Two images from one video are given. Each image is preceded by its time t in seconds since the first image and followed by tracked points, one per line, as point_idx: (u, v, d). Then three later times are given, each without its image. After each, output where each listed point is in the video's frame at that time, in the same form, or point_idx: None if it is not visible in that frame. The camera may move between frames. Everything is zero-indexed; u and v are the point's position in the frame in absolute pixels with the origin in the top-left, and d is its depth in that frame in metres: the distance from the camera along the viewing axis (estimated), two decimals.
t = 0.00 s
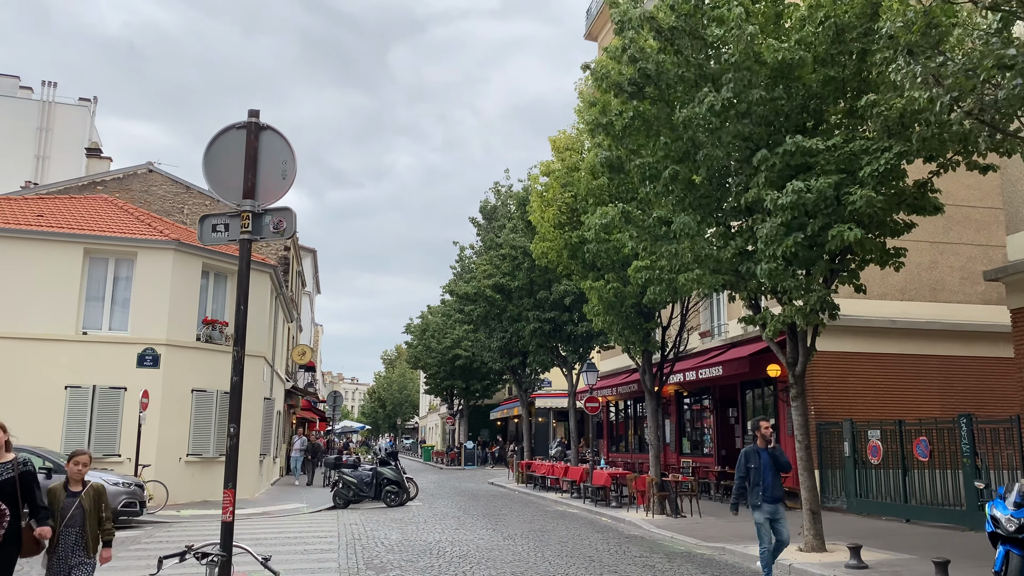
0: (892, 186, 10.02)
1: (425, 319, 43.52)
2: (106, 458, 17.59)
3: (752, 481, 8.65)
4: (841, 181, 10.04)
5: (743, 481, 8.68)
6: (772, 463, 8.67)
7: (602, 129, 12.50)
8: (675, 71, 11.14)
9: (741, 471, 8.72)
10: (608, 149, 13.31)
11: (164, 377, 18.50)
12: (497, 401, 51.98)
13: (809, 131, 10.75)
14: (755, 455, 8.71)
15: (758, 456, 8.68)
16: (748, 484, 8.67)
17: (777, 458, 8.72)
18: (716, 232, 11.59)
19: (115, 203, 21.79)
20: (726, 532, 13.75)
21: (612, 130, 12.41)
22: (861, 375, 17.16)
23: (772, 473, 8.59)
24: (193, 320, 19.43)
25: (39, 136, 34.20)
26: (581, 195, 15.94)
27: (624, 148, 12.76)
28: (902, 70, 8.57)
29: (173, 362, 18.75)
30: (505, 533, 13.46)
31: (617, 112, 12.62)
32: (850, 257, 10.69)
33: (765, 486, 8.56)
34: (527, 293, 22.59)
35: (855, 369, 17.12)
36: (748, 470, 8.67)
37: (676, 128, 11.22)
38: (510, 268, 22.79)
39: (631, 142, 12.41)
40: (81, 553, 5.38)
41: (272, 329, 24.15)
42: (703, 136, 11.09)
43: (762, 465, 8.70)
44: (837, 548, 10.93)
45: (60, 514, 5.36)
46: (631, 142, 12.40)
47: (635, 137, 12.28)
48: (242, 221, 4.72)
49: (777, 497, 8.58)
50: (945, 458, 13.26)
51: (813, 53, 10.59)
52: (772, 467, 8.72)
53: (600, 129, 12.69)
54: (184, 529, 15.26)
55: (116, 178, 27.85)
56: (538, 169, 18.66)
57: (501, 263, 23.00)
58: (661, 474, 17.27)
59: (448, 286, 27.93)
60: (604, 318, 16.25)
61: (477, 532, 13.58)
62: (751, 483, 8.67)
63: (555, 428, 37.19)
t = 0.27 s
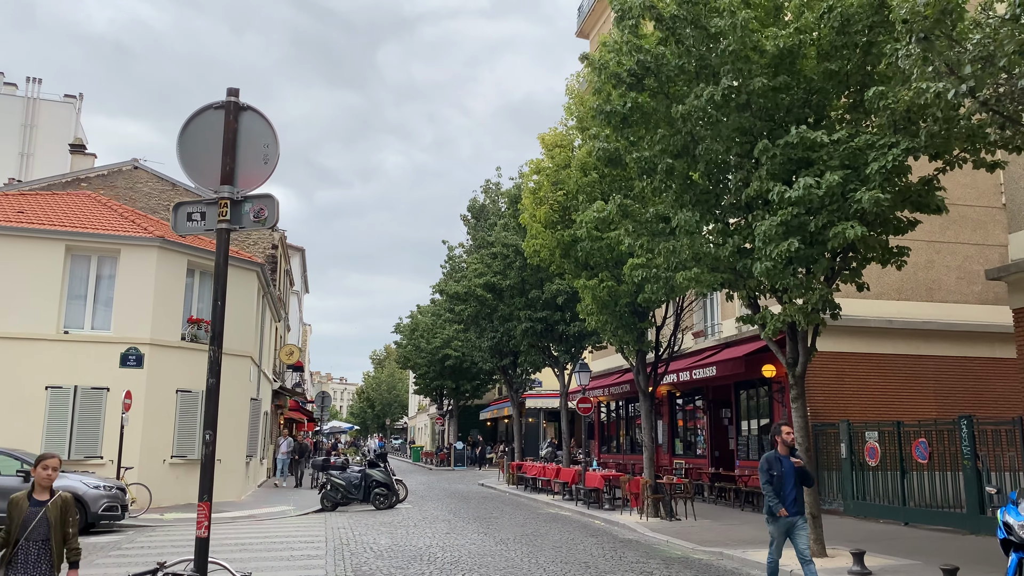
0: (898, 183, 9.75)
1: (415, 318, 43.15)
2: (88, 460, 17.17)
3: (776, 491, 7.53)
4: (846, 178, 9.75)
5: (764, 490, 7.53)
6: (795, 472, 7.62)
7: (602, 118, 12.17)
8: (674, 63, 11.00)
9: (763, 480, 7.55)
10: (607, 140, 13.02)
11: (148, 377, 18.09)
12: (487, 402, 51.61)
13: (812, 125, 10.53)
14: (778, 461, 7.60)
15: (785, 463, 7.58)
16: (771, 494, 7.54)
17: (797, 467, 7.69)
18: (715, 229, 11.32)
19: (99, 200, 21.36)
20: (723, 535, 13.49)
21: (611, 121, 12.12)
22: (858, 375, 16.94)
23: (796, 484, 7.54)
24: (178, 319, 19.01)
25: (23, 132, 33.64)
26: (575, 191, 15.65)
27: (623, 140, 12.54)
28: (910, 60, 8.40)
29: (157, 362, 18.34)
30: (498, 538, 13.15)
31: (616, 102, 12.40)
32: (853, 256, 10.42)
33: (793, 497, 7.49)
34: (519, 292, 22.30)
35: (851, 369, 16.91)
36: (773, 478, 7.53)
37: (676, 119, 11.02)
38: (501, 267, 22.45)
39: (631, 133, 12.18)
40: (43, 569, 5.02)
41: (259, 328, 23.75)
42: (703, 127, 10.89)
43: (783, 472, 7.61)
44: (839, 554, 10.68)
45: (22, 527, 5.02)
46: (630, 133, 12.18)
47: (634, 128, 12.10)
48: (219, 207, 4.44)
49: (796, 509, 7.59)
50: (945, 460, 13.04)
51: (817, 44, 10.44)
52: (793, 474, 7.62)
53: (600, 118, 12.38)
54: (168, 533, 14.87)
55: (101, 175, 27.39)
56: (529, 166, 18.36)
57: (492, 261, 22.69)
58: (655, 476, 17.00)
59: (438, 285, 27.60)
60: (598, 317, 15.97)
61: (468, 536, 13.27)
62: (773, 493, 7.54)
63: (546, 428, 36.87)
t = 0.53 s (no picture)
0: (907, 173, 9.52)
1: (407, 317, 42.80)
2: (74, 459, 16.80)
3: (807, 490, 6.74)
4: (854, 169, 9.51)
5: (792, 489, 6.76)
6: (829, 470, 6.80)
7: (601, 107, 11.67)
8: (676, 51, 10.71)
9: (791, 477, 6.78)
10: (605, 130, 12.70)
11: (135, 374, 17.71)
12: (479, 401, 51.30)
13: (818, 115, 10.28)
14: (810, 457, 6.82)
15: (817, 460, 6.77)
16: (801, 493, 6.75)
17: (833, 464, 6.88)
18: (716, 220, 11.06)
19: (85, 194, 20.94)
20: (722, 535, 13.25)
21: (610, 110, 11.74)
22: (858, 372, 16.72)
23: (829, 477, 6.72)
24: (166, 315, 18.62)
25: (10, 128, 33.07)
26: (571, 185, 15.37)
27: (622, 131, 12.20)
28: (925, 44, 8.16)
29: (145, 358, 17.96)
30: (493, 538, 12.86)
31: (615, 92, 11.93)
32: (860, 249, 10.18)
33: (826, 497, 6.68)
34: (513, 289, 22.00)
35: (851, 367, 16.68)
36: (803, 476, 6.75)
37: (678, 108, 10.74)
38: (496, 263, 22.15)
39: (630, 123, 11.84)
40: None
41: (249, 325, 23.38)
42: (704, 116, 10.53)
43: (817, 470, 6.81)
44: (844, 554, 10.45)
45: None
46: (629, 124, 11.84)
47: (633, 118, 11.76)
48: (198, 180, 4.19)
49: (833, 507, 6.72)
50: (947, 458, 12.82)
51: (823, 32, 10.20)
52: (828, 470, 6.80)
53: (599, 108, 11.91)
54: (155, 533, 14.50)
55: (88, 170, 26.95)
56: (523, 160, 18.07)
57: (486, 258, 22.39)
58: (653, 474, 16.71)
59: (431, 283, 27.28)
60: (594, 313, 15.66)
61: (463, 536, 12.97)
62: (802, 493, 6.76)
63: (540, 427, 36.62)
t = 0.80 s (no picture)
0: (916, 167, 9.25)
1: (401, 315, 42.45)
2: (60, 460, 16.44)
3: (838, 499, 6.21)
4: (862, 162, 9.24)
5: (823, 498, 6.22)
6: (866, 478, 6.24)
7: (597, 106, 11.66)
8: (679, 41, 10.37)
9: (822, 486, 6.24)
10: (602, 127, 12.47)
11: (123, 374, 17.34)
12: (474, 400, 50.98)
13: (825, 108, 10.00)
14: (844, 464, 6.26)
15: (850, 467, 6.22)
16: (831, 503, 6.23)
17: (871, 472, 6.31)
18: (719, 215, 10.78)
19: (74, 190, 20.55)
20: (722, 538, 12.99)
21: (607, 107, 11.54)
22: (859, 372, 16.46)
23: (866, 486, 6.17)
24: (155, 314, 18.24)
25: None
26: (569, 181, 15.06)
27: (620, 126, 11.89)
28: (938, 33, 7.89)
29: (133, 358, 17.60)
30: (488, 541, 12.56)
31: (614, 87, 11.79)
32: (867, 245, 9.91)
33: (859, 508, 6.14)
34: (509, 287, 21.69)
35: (852, 366, 16.43)
36: (835, 485, 6.21)
37: (680, 100, 10.45)
38: (491, 261, 21.83)
39: (629, 117, 11.52)
40: None
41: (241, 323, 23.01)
42: (705, 108, 10.20)
43: (851, 478, 6.25)
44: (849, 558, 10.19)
45: None
46: (628, 117, 11.53)
47: (632, 111, 11.43)
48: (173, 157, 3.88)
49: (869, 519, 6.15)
50: (953, 459, 12.55)
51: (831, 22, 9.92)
52: (864, 479, 6.24)
53: (596, 106, 11.75)
54: (142, 536, 14.15)
55: (78, 166, 26.55)
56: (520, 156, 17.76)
57: (481, 256, 22.08)
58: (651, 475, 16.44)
59: (425, 281, 26.95)
60: (593, 312, 15.34)
61: (457, 540, 12.67)
62: (834, 503, 6.22)
63: (535, 427, 36.31)
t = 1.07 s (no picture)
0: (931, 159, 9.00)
1: (396, 314, 42.08)
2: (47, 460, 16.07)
3: (879, 503, 5.82)
4: (875, 153, 8.98)
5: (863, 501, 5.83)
6: (911, 479, 5.78)
7: (599, 94, 11.48)
8: (685, 28, 10.09)
9: (863, 488, 5.84)
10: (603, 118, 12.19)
11: (112, 372, 16.98)
12: (469, 400, 50.63)
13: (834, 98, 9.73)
14: (885, 463, 5.82)
15: (892, 469, 5.77)
16: (872, 506, 5.84)
17: (917, 472, 5.83)
18: (724, 209, 10.50)
19: (64, 186, 20.17)
20: (726, 540, 12.70)
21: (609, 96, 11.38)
22: (863, 370, 16.19)
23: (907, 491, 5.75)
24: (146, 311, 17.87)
25: None
26: (568, 176, 14.75)
27: (624, 116, 11.61)
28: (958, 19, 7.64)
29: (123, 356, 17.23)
30: (487, 544, 12.24)
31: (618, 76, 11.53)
32: (878, 239, 9.65)
33: (901, 512, 5.73)
34: (506, 285, 21.37)
35: (856, 364, 16.15)
36: (876, 488, 5.80)
37: (686, 90, 10.16)
38: (488, 258, 21.51)
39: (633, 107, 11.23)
40: None
41: (233, 321, 22.64)
42: (712, 99, 9.94)
43: (894, 479, 5.82)
44: (858, 561, 9.91)
45: None
46: (632, 107, 11.25)
47: (637, 100, 11.16)
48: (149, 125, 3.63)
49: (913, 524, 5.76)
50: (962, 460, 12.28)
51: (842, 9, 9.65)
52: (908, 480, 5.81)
53: (600, 93, 11.54)
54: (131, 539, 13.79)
55: (68, 162, 26.15)
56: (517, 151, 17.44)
57: (478, 253, 21.75)
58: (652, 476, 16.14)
59: (421, 279, 26.63)
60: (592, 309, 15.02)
61: (455, 542, 12.35)
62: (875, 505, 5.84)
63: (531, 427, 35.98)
